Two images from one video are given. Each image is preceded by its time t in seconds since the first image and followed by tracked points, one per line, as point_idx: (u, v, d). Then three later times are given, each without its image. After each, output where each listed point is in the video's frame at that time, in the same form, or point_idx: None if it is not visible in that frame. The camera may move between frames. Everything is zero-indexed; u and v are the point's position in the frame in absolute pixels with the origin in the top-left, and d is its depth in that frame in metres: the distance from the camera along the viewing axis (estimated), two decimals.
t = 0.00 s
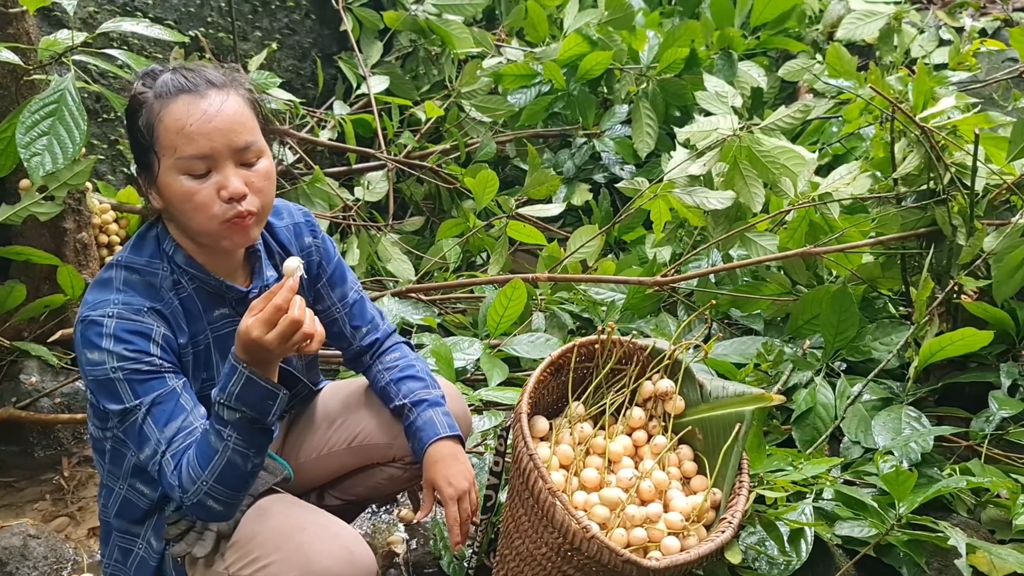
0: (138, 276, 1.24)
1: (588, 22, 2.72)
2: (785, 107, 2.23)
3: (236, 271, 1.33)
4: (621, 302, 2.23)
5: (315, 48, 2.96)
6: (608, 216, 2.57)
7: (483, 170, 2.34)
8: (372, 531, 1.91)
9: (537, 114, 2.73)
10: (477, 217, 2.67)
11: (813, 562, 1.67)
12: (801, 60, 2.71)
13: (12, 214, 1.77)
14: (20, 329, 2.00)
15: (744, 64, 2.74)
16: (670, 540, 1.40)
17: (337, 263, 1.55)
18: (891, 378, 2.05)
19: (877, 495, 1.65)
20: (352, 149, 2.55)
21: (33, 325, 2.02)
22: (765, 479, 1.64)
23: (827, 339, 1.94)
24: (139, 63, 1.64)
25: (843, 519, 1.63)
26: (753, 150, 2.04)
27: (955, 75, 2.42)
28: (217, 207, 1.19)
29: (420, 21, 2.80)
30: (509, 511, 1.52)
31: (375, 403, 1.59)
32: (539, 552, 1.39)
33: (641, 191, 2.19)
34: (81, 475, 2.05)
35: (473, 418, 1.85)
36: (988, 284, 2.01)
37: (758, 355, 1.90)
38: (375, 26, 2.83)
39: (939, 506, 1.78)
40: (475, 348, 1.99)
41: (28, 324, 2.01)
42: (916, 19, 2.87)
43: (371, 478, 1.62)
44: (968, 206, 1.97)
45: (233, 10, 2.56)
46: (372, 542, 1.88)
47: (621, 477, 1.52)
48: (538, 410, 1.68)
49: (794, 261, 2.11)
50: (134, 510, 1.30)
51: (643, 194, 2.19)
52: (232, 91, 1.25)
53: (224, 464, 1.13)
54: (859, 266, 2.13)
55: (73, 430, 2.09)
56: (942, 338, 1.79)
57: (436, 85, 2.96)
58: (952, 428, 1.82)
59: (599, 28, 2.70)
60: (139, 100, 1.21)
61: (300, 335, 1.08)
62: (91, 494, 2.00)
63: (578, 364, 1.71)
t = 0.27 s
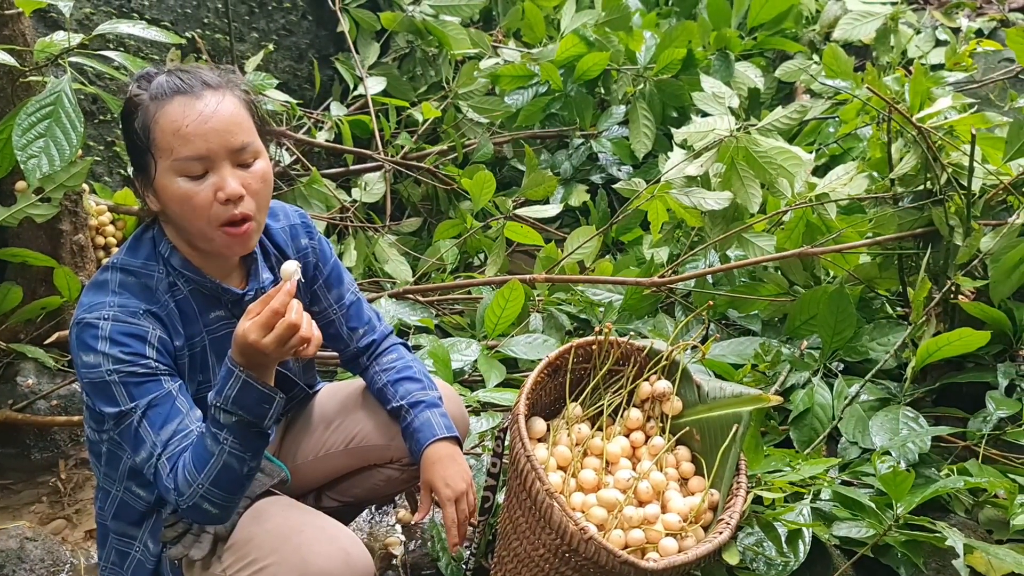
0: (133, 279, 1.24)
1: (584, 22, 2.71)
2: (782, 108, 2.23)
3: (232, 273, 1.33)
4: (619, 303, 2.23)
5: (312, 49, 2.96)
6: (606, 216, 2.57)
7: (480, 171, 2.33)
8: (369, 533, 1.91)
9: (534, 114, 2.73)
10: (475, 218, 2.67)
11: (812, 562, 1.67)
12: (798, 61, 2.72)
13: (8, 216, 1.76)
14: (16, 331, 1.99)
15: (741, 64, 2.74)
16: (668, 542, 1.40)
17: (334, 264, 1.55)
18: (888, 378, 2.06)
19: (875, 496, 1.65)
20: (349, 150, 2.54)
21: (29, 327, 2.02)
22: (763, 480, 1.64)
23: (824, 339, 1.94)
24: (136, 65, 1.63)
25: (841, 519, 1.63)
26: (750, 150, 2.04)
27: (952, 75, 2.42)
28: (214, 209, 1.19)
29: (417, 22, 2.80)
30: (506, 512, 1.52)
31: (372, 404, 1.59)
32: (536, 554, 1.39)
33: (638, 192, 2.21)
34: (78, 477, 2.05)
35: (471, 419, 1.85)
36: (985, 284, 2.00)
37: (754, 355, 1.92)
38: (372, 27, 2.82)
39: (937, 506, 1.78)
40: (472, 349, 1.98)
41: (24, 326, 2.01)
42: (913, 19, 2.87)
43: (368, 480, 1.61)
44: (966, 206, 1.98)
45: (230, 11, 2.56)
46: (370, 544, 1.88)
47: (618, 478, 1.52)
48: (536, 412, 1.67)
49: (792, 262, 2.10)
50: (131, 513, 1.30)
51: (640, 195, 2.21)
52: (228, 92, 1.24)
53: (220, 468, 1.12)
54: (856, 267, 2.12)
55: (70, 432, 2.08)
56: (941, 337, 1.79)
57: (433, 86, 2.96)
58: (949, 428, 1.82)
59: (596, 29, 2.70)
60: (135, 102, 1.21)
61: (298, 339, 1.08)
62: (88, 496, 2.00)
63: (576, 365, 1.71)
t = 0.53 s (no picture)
0: (130, 281, 1.24)
1: (583, 22, 2.73)
2: (781, 108, 2.23)
3: (229, 273, 1.33)
4: (617, 304, 2.22)
5: (310, 50, 2.95)
6: (604, 217, 2.57)
7: (479, 172, 2.33)
8: (368, 534, 1.90)
9: (533, 115, 2.73)
10: (473, 219, 2.67)
11: (811, 563, 1.67)
12: (796, 62, 2.72)
13: (5, 218, 1.76)
14: (14, 333, 1.98)
15: (740, 64, 2.74)
16: (667, 543, 1.40)
17: (331, 265, 1.55)
18: (887, 379, 2.06)
19: (874, 496, 1.65)
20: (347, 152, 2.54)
21: (27, 329, 2.01)
22: (762, 481, 1.63)
23: (823, 339, 1.93)
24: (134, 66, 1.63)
25: (840, 521, 1.62)
26: (749, 151, 2.03)
27: (950, 76, 2.42)
28: (212, 211, 1.18)
29: (415, 24, 2.79)
30: (505, 514, 1.51)
31: (370, 405, 1.58)
32: (535, 555, 1.39)
33: (637, 193, 2.22)
34: (75, 479, 2.04)
35: (470, 420, 1.84)
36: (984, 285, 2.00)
37: (753, 355, 1.93)
38: (370, 28, 2.82)
39: (936, 506, 1.77)
40: (471, 351, 1.98)
41: (22, 327, 2.00)
42: (911, 20, 2.87)
43: (366, 481, 1.61)
44: (964, 207, 1.98)
45: (228, 12, 2.56)
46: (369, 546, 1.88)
47: (617, 479, 1.52)
48: (534, 413, 1.67)
49: (791, 263, 2.10)
50: (129, 515, 1.29)
51: (639, 195, 2.21)
52: (227, 94, 1.24)
53: (218, 470, 1.12)
54: (855, 267, 2.11)
55: (68, 434, 2.08)
56: (939, 337, 1.79)
57: (431, 87, 2.95)
58: (948, 428, 1.82)
59: (594, 30, 2.71)
60: (133, 103, 1.21)
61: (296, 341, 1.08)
62: (86, 498, 1.99)
63: (574, 366, 1.70)
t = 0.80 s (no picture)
0: (128, 285, 1.23)
1: (581, 26, 2.73)
2: (779, 111, 2.23)
3: (228, 279, 1.33)
4: (615, 307, 2.21)
5: (308, 54, 2.95)
6: (602, 221, 2.57)
7: (476, 176, 2.33)
8: (365, 539, 1.90)
9: (531, 118, 2.73)
10: (471, 222, 2.67)
11: (809, 567, 1.67)
12: (794, 65, 2.72)
13: (2, 222, 1.76)
14: (11, 337, 1.98)
15: (737, 67, 2.74)
16: (665, 547, 1.40)
17: (329, 270, 1.55)
18: (885, 382, 2.05)
19: (872, 500, 1.65)
20: (345, 155, 2.54)
21: (24, 334, 2.01)
22: (760, 484, 1.63)
23: (820, 343, 1.94)
24: (131, 70, 1.62)
25: (838, 525, 1.62)
26: (746, 155, 2.04)
27: (947, 79, 2.42)
28: (212, 217, 1.18)
29: (413, 27, 2.79)
30: (503, 518, 1.51)
31: (368, 409, 1.58)
32: (533, 560, 1.39)
33: (635, 197, 2.22)
34: (73, 483, 2.04)
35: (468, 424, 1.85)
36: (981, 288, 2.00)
37: (751, 359, 1.92)
38: (368, 31, 2.82)
39: (933, 510, 1.77)
40: (469, 354, 1.98)
41: (20, 332, 2.00)
42: (909, 23, 2.87)
43: (364, 485, 1.61)
44: (962, 210, 1.99)
45: (225, 16, 2.56)
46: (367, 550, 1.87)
47: (615, 483, 1.51)
48: (532, 417, 1.67)
49: (788, 266, 2.11)
50: (126, 520, 1.29)
51: (636, 199, 2.21)
52: (225, 100, 1.24)
53: (215, 476, 1.12)
54: (852, 270, 2.13)
55: (65, 439, 2.08)
56: (936, 341, 1.78)
57: (429, 90, 2.95)
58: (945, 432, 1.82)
59: (592, 33, 2.71)
60: (131, 109, 1.20)
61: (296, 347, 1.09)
62: (84, 503, 1.99)
63: (572, 370, 1.70)
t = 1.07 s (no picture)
0: (127, 287, 1.23)
1: (579, 28, 2.72)
2: (778, 112, 2.23)
3: (228, 280, 1.32)
4: (614, 308, 2.20)
5: (307, 56, 2.95)
6: (601, 222, 2.57)
7: (476, 177, 2.33)
8: (365, 541, 1.89)
9: (530, 120, 2.72)
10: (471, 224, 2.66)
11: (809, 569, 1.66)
12: (793, 66, 2.72)
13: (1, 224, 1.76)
14: (10, 339, 1.98)
15: (737, 69, 2.73)
16: (665, 549, 1.40)
17: (329, 271, 1.54)
18: (884, 383, 2.05)
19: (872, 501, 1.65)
20: (344, 157, 2.53)
21: (23, 336, 2.00)
22: (760, 486, 1.63)
23: (820, 344, 1.93)
24: (129, 73, 1.62)
25: (838, 526, 1.61)
26: (746, 155, 2.04)
27: (946, 80, 2.42)
28: (212, 219, 1.18)
29: (412, 29, 2.79)
30: (503, 520, 1.51)
31: (367, 411, 1.58)
32: (533, 562, 1.38)
33: (634, 198, 2.21)
34: (72, 485, 2.03)
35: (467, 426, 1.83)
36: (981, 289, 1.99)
37: (750, 361, 1.91)
38: (367, 33, 2.82)
39: (933, 511, 1.77)
40: (468, 356, 1.98)
41: (18, 334, 1.99)
42: (907, 24, 2.88)
43: (363, 487, 1.60)
44: (962, 211, 1.99)
45: (224, 18, 2.56)
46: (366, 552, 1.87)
47: (615, 485, 1.51)
48: (532, 418, 1.66)
49: (788, 267, 2.11)
50: (125, 522, 1.29)
51: (635, 201, 2.21)
52: (227, 101, 1.24)
53: (215, 479, 1.12)
54: (852, 272, 2.13)
55: (64, 441, 2.07)
56: (936, 343, 1.78)
57: (428, 92, 2.95)
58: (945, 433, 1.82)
59: (591, 34, 2.72)
60: (133, 110, 1.20)
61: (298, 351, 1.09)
62: (83, 505, 1.98)
63: (571, 371, 1.70)
